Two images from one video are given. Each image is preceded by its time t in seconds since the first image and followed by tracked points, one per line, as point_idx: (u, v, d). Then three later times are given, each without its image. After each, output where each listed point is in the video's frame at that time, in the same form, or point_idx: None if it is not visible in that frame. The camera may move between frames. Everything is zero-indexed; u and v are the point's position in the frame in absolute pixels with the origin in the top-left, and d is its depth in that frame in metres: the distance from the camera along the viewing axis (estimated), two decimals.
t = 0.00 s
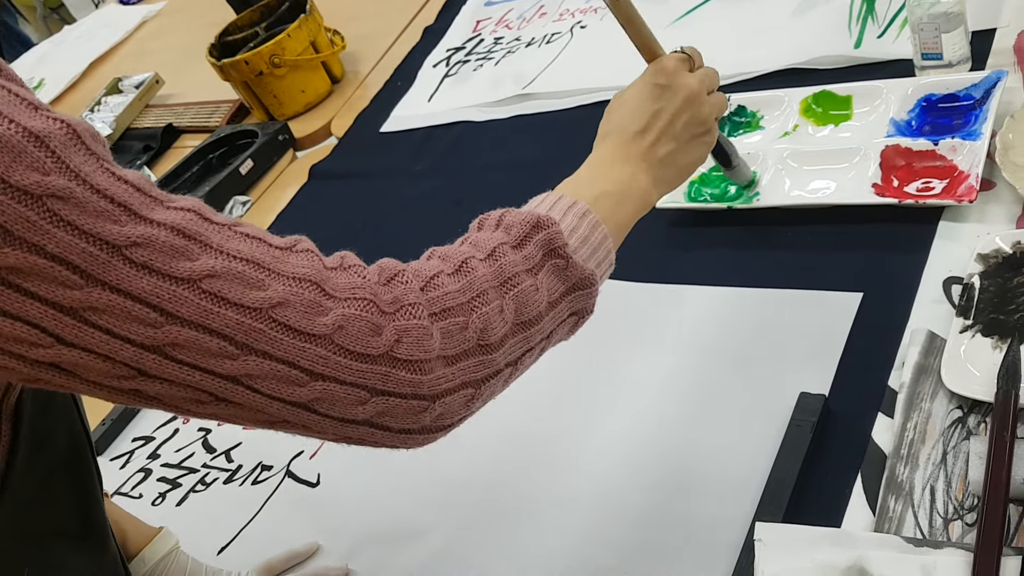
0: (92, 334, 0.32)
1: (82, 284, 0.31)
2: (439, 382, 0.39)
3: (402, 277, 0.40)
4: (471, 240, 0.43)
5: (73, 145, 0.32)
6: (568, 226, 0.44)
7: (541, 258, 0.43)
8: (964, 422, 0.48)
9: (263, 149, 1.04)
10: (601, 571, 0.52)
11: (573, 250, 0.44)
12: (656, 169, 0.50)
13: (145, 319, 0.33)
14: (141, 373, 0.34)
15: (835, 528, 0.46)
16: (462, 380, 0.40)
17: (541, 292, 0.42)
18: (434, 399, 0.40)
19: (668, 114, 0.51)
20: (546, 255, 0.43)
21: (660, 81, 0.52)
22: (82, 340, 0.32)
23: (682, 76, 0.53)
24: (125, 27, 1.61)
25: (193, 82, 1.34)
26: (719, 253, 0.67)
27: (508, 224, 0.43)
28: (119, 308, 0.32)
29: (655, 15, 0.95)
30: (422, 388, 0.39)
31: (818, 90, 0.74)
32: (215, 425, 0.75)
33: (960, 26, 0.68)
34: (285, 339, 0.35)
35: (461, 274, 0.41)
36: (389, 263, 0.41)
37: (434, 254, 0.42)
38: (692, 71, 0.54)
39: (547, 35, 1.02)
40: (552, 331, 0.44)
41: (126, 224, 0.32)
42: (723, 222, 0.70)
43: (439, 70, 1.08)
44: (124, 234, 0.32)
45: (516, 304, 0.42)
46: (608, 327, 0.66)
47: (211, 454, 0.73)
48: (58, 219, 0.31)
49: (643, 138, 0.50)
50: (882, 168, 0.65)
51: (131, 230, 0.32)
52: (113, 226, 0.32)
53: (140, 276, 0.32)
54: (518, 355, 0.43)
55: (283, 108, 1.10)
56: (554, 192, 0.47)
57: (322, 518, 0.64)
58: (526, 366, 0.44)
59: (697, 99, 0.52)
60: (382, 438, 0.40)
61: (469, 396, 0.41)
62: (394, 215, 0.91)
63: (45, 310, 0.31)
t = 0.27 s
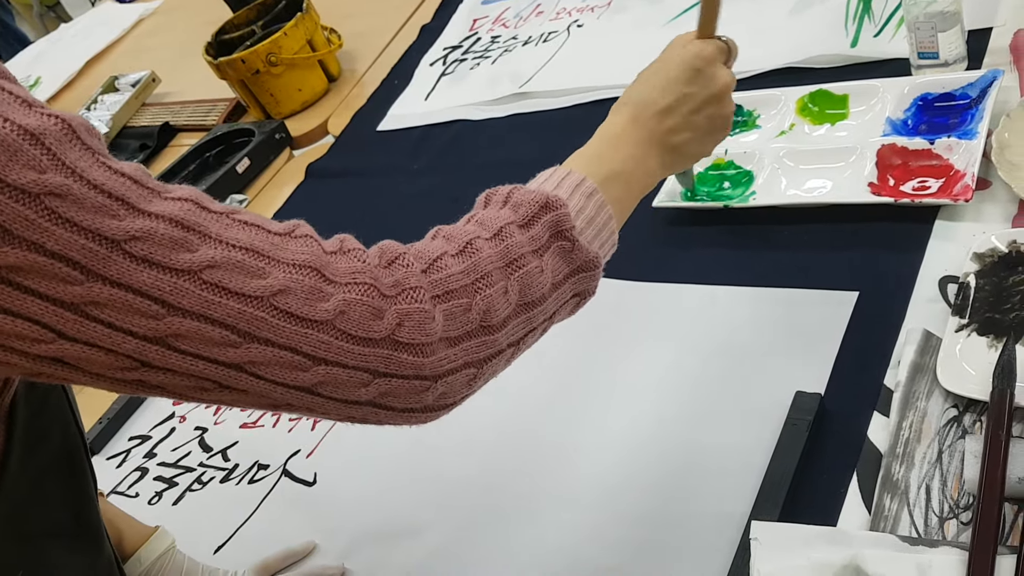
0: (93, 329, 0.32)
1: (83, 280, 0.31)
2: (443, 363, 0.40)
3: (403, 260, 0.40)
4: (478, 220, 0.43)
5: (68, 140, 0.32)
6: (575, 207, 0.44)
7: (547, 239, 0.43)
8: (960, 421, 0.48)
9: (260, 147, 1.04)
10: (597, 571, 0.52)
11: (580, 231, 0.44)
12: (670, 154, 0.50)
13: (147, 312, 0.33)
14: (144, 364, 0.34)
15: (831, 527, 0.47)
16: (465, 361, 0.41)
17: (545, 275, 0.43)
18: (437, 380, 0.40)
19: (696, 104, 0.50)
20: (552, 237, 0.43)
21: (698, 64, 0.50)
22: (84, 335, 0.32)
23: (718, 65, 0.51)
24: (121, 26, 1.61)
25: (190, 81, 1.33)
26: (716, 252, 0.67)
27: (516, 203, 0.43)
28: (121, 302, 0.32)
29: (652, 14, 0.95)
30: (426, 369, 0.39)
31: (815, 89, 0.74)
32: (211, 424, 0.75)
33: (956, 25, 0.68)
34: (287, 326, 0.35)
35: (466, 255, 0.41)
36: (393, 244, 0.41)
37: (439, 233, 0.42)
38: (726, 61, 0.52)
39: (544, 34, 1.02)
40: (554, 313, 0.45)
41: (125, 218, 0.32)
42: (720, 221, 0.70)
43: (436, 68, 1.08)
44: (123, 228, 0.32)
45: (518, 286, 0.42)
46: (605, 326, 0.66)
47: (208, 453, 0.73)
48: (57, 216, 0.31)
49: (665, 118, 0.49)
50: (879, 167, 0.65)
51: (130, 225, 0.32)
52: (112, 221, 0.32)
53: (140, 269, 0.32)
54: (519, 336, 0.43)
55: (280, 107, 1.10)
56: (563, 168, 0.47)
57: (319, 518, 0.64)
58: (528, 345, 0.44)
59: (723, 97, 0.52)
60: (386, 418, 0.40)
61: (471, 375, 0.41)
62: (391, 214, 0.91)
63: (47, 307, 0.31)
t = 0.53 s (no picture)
0: (133, 296, 0.32)
1: (122, 248, 0.31)
2: (470, 314, 0.39)
3: (428, 214, 0.40)
4: (512, 181, 0.42)
5: (98, 114, 0.32)
6: (606, 172, 0.43)
7: (575, 199, 0.42)
8: (955, 418, 0.48)
9: (254, 144, 1.03)
10: (591, 567, 0.52)
11: (611, 204, 0.43)
12: (713, 146, 0.50)
13: (184, 276, 0.32)
14: (181, 327, 0.34)
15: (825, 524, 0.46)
16: (490, 312, 0.40)
17: (573, 236, 0.42)
18: (460, 328, 0.39)
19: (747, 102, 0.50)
20: (580, 200, 0.42)
21: (755, 65, 0.51)
22: (123, 302, 0.32)
23: (774, 73, 0.52)
24: (118, 21, 1.61)
25: (187, 76, 1.33)
26: (712, 249, 0.67)
27: (552, 169, 0.42)
28: (157, 267, 0.32)
29: (649, 10, 0.95)
30: (451, 317, 0.39)
31: (811, 86, 0.74)
32: (207, 420, 0.75)
33: (954, 22, 0.68)
34: (319, 281, 0.35)
35: (495, 210, 0.40)
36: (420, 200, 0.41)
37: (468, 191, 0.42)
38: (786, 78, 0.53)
39: (541, 30, 1.02)
40: (580, 276, 0.44)
41: (159, 185, 0.32)
42: (716, 217, 0.69)
43: (433, 64, 1.08)
44: (159, 195, 0.32)
45: (545, 242, 0.41)
46: (601, 322, 0.66)
47: (203, 448, 0.73)
48: (97, 187, 0.30)
49: (710, 108, 0.49)
50: (875, 165, 0.65)
51: (165, 191, 0.32)
52: (149, 189, 0.32)
53: (176, 234, 0.32)
54: (542, 294, 0.42)
55: (276, 102, 1.10)
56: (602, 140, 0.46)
57: (313, 513, 0.64)
58: (549, 305, 0.43)
59: (772, 101, 0.51)
60: (407, 365, 0.39)
61: (491, 325, 0.40)
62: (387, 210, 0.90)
63: (87, 278, 0.31)
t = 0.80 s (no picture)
0: (121, 296, 0.31)
1: (109, 245, 0.30)
2: (475, 320, 0.38)
3: (425, 220, 0.39)
4: (495, 184, 0.42)
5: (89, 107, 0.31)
6: (590, 169, 0.43)
7: (564, 197, 0.41)
8: (955, 418, 0.48)
9: (256, 142, 1.03)
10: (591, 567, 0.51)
11: (596, 189, 0.43)
12: (676, 112, 0.49)
13: (174, 276, 0.31)
14: (173, 332, 0.32)
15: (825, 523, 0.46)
16: (495, 318, 0.39)
17: (567, 230, 0.41)
18: (468, 337, 0.38)
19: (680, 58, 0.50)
20: (568, 196, 0.42)
21: (665, 27, 0.51)
22: (111, 303, 0.31)
23: (686, 20, 0.51)
24: (120, 20, 1.61)
25: (188, 74, 1.33)
26: (713, 248, 0.67)
27: (532, 168, 0.42)
28: (147, 267, 0.31)
29: (650, 8, 0.95)
30: (456, 324, 0.37)
31: (813, 84, 0.74)
32: (207, 418, 0.75)
33: (955, 21, 0.67)
34: (316, 285, 0.34)
35: (486, 214, 0.40)
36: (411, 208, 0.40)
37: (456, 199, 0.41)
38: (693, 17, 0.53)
39: (542, 28, 1.02)
40: (581, 271, 0.43)
41: (150, 181, 0.31)
42: (717, 216, 0.69)
43: (434, 63, 1.07)
44: (149, 190, 0.31)
45: (542, 241, 0.40)
46: (602, 321, 0.66)
47: (204, 447, 0.73)
48: (84, 179, 0.29)
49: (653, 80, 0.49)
50: (876, 163, 0.65)
51: (155, 187, 0.31)
52: (138, 185, 0.30)
53: (166, 232, 0.31)
54: (548, 294, 0.41)
55: (277, 101, 1.10)
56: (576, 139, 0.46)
57: (314, 512, 0.64)
58: (554, 304, 0.42)
59: (703, 43, 0.51)
60: (415, 380, 0.38)
61: (501, 334, 0.39)
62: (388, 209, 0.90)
63: (74, 275, 0.30)
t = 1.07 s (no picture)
0: (77, 331, 0.30)
1: (65, 279, 0.30)
2: (449, 382, 0.37)
3: (403, 272, 0.38)
4: (474, 231, 0.41)
5: (56, 131, 0.30)
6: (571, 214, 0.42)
7: (547, 245, 0.40)
8: (954, 419, 0.48)
9: (253, 141, 1.03)
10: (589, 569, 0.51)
11: (580, 235, 0.42)
12: (661, 142, 0.49)
13: (131, 316, 0.31)
14: (129, 371, 0.32)
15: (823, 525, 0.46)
16: (473, 381, 0.38)
17: (549, 280, 0.40)
18: (444, 400, 0.37)
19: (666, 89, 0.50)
20: (550, 245, 0.40)
21: (649, 56, 0.51)
22: (67, 338, 0.30)
23: (671, 49, 0.51)
24: (117, 18, 1.60)
25: (185, 73, 1.33)
26: (711, 248, 0.67)
27: (513, 214, 0.41)
28: (104, 304, 0.30)
29: (648, 7, 0.94)
30: (430, 389, 0.37)
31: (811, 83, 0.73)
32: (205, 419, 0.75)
33: (953, 20, 0.67)
34: (278, 336, 0.33)
35: (463, 267, 0.39)
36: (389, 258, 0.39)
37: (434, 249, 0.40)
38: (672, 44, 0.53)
39: (540, 27, 1.01)
40: (563, 321, 0.42)
41: (111, 215, 0.30)
42: (715, 216, 0.69)
43: (432, 62, 1.07)
44: (108, 224, 0.30)
45: (524, 295, 0.39)
46: (600, 321, 0.66)
47: (201, 448, 0.72)
48: (41, 209, 0.29)
49: (637, 112, 0.49)
50: (875, 163, 0.64)
51: (116, 221, 0.30)
52: (99, 216, 0.30)
53: (124, 270, 0.30)
54: (529, 350, 0.41)
55: (275, 100, 1.09)
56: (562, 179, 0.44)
57: (312, 514, 0.64)
58: (538, 360, 0.41)
59: (687, 74, 0.51)
60: (386, 445, 0.37)
61: (480, 398, 0.39)
62: (386, 209, 0.90)
63: (30, 306, 0.30)
